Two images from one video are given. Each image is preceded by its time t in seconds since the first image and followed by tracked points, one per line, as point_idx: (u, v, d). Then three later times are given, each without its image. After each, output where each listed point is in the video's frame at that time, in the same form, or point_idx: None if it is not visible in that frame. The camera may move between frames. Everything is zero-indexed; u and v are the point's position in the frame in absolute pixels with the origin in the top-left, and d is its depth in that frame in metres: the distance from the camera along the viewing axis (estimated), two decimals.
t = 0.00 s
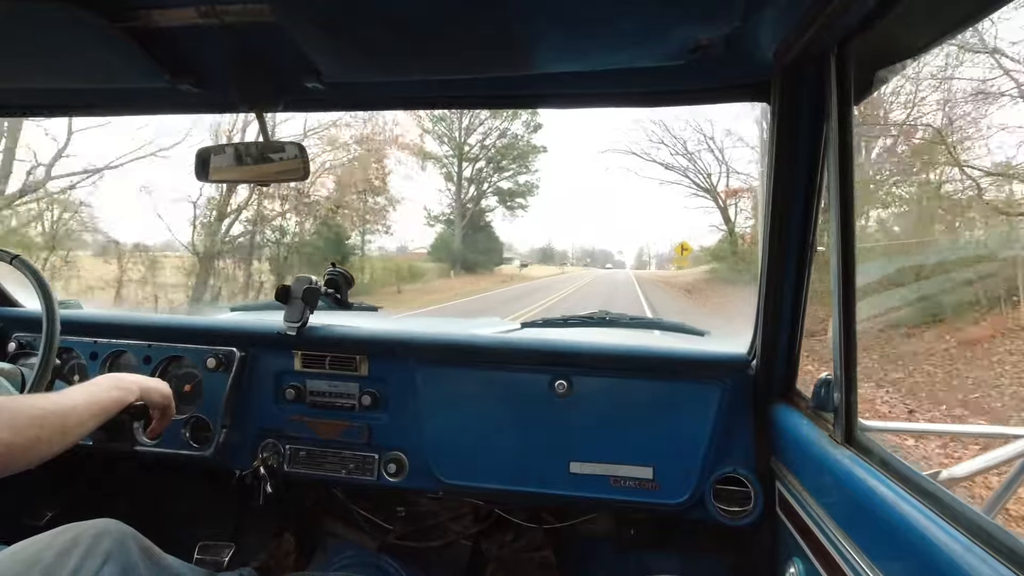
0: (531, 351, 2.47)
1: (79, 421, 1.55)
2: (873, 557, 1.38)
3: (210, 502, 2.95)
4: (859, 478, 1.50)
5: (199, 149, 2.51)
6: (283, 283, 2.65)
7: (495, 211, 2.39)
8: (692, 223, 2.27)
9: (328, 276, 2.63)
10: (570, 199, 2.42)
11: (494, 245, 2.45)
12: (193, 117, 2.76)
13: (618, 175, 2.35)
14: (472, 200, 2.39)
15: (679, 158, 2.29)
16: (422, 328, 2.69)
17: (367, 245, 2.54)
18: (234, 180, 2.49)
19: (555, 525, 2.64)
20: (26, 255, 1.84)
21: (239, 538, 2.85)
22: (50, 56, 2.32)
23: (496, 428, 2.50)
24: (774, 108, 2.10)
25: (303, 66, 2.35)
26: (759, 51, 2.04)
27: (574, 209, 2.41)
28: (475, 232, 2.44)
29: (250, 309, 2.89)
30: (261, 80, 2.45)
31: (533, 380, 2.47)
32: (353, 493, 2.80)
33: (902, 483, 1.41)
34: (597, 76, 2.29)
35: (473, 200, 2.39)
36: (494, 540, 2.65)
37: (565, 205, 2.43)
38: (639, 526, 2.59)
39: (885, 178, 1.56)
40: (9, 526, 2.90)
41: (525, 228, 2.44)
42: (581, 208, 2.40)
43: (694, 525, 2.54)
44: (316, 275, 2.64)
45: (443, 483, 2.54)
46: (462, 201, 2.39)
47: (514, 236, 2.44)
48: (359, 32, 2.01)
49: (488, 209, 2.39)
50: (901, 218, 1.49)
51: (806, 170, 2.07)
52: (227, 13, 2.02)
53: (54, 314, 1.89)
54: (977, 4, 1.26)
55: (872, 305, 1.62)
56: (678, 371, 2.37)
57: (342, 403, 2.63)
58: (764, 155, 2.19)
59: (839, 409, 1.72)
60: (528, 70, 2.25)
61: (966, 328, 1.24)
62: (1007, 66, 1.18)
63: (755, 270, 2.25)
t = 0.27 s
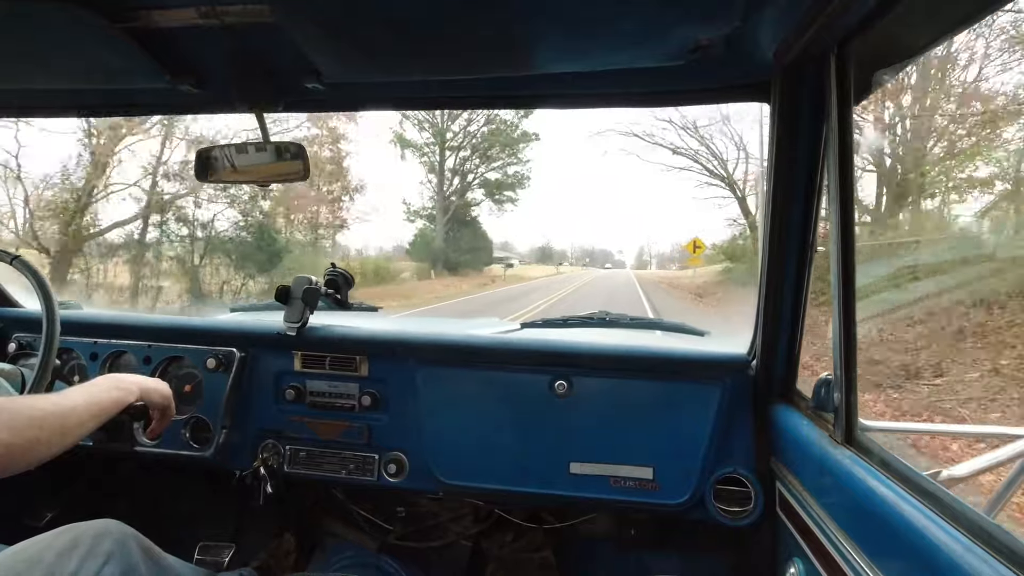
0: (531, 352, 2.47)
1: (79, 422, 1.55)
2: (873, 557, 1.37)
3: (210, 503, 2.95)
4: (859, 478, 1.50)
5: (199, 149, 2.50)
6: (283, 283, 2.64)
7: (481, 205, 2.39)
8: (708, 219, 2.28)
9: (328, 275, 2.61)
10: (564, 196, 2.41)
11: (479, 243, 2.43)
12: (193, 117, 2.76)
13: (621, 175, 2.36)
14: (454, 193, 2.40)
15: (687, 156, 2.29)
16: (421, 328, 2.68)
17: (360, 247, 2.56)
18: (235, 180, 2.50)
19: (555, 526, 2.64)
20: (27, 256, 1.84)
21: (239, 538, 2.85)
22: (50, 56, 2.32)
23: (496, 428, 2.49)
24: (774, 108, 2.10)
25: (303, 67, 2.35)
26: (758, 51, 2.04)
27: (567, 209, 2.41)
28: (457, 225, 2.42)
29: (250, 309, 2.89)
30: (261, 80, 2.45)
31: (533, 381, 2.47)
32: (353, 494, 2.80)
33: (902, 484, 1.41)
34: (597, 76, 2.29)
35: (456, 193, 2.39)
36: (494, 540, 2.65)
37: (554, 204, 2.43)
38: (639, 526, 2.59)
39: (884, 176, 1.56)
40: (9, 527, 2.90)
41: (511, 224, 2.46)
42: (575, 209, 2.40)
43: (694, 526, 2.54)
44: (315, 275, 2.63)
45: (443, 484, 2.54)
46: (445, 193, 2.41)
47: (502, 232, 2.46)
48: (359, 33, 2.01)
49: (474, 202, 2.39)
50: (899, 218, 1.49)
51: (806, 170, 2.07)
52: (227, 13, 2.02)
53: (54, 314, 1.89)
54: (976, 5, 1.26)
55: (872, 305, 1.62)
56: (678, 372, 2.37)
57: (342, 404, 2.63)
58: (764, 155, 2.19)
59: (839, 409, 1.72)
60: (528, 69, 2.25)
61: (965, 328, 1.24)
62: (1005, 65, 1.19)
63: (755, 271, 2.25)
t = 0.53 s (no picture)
0: (531, 350, 2.47)
1: (79, 420, 1.55)
2: (873, 556, 1.38)
3: (210, 501, 2.96)
4: (859, 477, 1.51)
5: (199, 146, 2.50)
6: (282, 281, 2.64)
7: (463, 197, 2.42)
8: (717, 212, 2.26)
9: (328, 274, 2.61)
10: (554, 198, 2.43)
11: (460, 241, 2.47)
12: (193, 116, 2.76)
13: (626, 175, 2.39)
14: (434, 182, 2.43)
15: (692, 155, 2.29)
16: (421, 327, 2.68)
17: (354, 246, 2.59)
18: (235, 178, 2.50)
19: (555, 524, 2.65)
20: (28, 255, 1.84)
21: (239, 536, 2.84)
22: (50, 54, 2.32)
23: (496, 427, 2.50)
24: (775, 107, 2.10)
25: (303, 65, 2.35)
26: (759, 50, 2.04)
27: (561, 209, 2.43)
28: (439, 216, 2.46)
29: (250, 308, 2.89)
30: (261, 79, 2.45)
31: (533, 379, 2.47)
32: (353, 492, 2.80)
33: (902, 483, 1.41)
34: (597, 74, 2.29)
35: (436, 183, 2.42)
36: (494, 538, 2.66)
37: (542, 205, 2.46)
38: (639, 524, 2.59)
39: (886, 175, 1.56)
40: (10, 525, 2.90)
41: (494, 220, 2.47)
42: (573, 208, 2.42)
43: (694, 524, 2.54)
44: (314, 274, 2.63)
45: (443, 482, 2.54)
46: (423, 185, 2.44)
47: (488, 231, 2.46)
48: (359, 31, 2.01)
49: (455, 194, 2.42)
50: (901, 217, 1.49)
51: (806, 169, 2.07)
52: (227, 11, 2.01)
53: (54, 313, 1.89)
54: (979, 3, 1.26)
55: (872, 304, 1.62)
56: (677, 370, 2.37)
57: (342, 402, 2.63)
58: (765, 154, 2.19)
59: (839, 408, 1.72)
60: (528, 68, 2.25)
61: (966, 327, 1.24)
62: (1006, 65, 1.19)
63: (755, 270, 2.25)
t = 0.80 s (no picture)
0: (531, 350, 2.47)
1: (79, 419, 1.55)
2: (873, 556, 1.38)
3: (210, 501, 2.96)
4: (858, 477, 1.51)
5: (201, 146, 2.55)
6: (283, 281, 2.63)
7: (441, 188, 2.42)
8: (720, 209, 2.29)
9: (328, 274, 2.60)
10: (551, 195, 2.46)
11: (437, 239, 2.49)
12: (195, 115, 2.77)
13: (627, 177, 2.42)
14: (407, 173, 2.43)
15: (692, 156, 2.31)
16: (421, 326, 2.68)
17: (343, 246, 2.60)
18: (235, 177, 2.51)
19: (555, 524, 2.64)
20: (30, 254, 1.84)
21: (239, 535, 2.84)
22: (51, 53, 2.32)
23: (496, 427, 2.50)
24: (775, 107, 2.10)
25: (303, 65, 2.35)
26: (759, 50, 2.04)
27: (554, 207, 2.46)
28: (414, 207, 2.45)
29: (251, 307, 2.89)
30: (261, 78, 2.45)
31: (534, 379, 2.47)
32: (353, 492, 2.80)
33: (902, 483, 1.41)
34: (597, 74, 2.29)
35: (410, 174, 2.42)
36: (493, 538, 2.66)
37: (527, 201, 2.49)
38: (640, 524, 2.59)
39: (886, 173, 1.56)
40: (10, 524, 2.91)
41: (472, 219, 2.50)
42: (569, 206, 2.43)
43: (694, 524, 2.54)
44: (314, 273, 2.63)
45: (443, 481, 2.54)
46: (398, 176, 2.43)
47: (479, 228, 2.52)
48: (359, 31, 2.01)
49: (433, 185, 2.42)
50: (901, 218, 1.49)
51: (807, 168, 2.07)
52: (227, 10, 2.01)
53: (54, 311, 1.89)
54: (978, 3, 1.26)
55: (872, 304, 1.62)
56: (677, 370, 2.37)
57: (342, 402, 2.64)
58: (766, 154, 2.19)
59: (839, 408, 1.72)
60: (529, 68, 2.25)
61: (964, 328, 1.24)
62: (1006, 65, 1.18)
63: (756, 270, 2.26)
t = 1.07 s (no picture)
0: (531, 348, 2.47)
1: (79, 414, 1.55)
2: (872, 556, 1.37)
3: (209, 497, 2.96)
4: (857, 476, 1.50)
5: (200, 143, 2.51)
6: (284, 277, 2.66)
7: (409, 178, 2.43)
8: (724, 207, 2.25)
9: (328, 271, 2.60)
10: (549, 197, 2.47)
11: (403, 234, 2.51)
12: (196, 112, 2.77)
13: (623, 178, 2.43)
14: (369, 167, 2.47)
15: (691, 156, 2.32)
16: (421, 323, 2.68)
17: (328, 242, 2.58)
18: (234, 175, 2.49)
19: (554, 521, 2.65)
20: (31, 251, 1.84)
21: (238, 531, 2.85)
22: (51, 49, 2.32)
23: (496, 424, 2.50)
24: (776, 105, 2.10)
25: (303, 61, 2.35)
26: (760, 49, 2.04)
27: (551, 208, 2.48)
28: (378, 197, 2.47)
29: (252, 304, 2.91)
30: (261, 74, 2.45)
31: (533, 377, 2.47)
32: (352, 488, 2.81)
33: (901, 483, 1.41)
34: (597, 72, 2.29)
35: (370, 162, 2.46)
36: (492, 535, 2.65)
37: (512, 202, 2.51)
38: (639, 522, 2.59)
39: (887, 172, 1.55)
40: (11, 518, 2.92)
41: (452, 215, 2.50)
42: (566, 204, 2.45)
43: (693, 523, 2.54)
44: (314, 269, 2.64)
45: (442, 479, 2.55)
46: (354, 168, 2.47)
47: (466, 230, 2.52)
48: (358, 27, 2.01)
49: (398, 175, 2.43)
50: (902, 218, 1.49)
51: (807, 167, 2.07)
52: (227, 6, 2.01)
53: (54, 307, 1.89)
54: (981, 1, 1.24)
55: (871, 304, 1.62)
56: (677, 369, 2.36)
57: (342, 399, 2.64)
58: (767, 152, 2.19)
59: (838, 407, 1.72)
60: (529, 65, 2.24)
61: (963, 329, 1.23)
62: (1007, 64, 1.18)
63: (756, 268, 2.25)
